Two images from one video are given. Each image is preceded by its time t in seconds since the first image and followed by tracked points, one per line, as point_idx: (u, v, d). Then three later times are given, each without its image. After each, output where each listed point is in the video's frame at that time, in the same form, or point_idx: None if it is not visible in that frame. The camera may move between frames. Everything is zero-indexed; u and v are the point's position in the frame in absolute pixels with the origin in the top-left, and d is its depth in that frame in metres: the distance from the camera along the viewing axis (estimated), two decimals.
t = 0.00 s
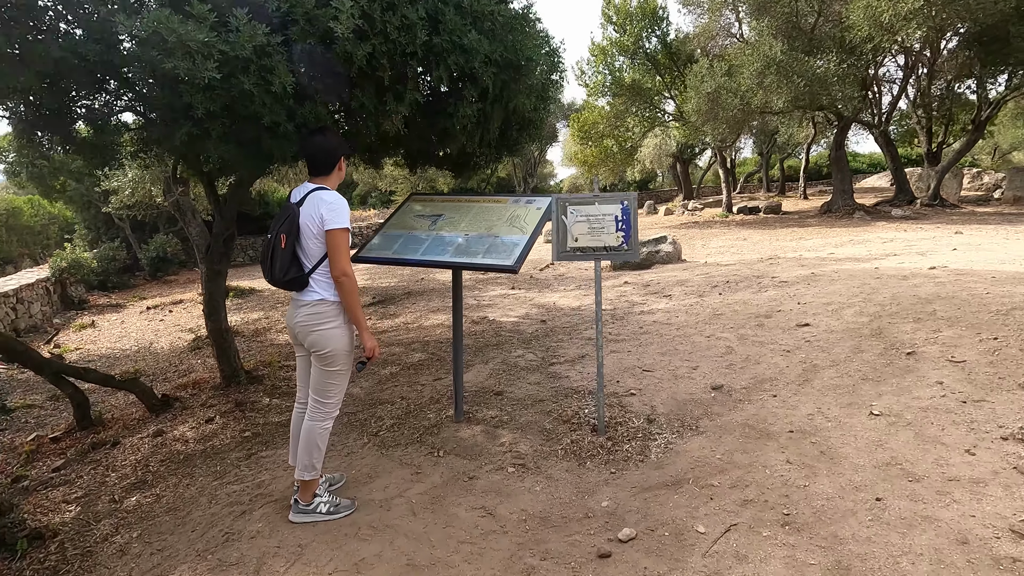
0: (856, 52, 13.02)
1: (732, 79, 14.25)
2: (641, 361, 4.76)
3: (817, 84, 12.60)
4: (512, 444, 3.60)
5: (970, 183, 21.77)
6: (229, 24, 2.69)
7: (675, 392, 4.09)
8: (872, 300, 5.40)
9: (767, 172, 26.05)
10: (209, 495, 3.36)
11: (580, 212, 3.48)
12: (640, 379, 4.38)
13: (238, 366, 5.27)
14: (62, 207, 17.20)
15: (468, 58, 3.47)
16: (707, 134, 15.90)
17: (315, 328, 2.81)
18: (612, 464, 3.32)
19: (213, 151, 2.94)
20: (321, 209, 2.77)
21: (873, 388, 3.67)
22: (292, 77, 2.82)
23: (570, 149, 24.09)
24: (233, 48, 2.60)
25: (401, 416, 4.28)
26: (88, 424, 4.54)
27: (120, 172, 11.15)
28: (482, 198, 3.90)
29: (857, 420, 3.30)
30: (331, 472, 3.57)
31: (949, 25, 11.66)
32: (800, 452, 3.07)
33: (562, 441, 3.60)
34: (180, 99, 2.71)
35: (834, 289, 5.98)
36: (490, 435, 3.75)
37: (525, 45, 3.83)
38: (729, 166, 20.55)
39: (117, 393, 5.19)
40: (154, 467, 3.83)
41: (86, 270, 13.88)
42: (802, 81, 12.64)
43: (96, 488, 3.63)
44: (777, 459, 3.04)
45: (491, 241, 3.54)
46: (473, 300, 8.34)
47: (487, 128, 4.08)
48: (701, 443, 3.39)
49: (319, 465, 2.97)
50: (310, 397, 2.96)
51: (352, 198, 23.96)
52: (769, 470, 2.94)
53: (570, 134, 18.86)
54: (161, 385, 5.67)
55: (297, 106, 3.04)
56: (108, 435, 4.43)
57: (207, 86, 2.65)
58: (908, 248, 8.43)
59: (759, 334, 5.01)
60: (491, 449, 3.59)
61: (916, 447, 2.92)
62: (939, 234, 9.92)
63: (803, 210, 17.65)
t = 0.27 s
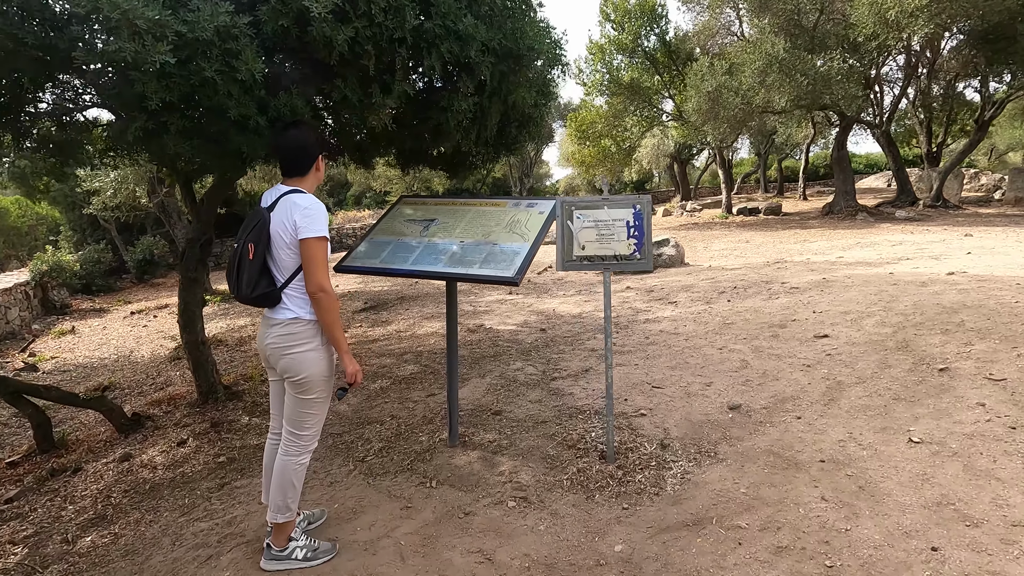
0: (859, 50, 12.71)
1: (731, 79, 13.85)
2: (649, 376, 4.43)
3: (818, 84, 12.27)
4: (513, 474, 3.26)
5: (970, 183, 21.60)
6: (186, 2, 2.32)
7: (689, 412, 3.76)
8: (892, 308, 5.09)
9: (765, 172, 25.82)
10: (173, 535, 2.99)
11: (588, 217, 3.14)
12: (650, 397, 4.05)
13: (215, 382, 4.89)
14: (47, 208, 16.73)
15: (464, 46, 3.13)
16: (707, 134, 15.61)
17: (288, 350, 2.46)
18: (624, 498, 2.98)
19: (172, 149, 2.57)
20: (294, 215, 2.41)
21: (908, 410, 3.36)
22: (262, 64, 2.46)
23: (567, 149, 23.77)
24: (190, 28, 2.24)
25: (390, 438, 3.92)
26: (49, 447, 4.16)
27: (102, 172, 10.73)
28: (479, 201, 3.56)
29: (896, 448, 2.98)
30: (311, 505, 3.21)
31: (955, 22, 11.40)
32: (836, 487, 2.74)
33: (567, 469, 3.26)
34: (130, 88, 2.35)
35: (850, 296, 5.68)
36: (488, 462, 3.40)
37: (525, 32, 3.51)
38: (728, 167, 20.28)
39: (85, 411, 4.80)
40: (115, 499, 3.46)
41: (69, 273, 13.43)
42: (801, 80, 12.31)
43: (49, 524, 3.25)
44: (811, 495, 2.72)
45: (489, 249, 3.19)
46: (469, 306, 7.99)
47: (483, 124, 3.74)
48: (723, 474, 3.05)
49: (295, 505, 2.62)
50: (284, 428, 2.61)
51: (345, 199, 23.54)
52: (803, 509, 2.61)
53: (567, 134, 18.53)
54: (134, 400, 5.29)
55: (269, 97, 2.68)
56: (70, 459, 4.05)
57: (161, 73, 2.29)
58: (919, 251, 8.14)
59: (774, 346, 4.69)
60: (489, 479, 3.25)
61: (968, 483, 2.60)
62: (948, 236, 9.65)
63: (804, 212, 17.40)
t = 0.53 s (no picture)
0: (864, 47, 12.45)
1: (732, 77, 13.56)
2: (664, 389, 4.15)
3: (822, 82, 12.04)
4: (522, 501, 2.97)
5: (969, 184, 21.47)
6: None
7: (711, 430, 3.48)
8: (916, 315, 4.84)
9: (763, 173, 25.64)
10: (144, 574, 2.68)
11: (605, 218, 2.86)
12: (667, 412, 3.77)
13: (199, 395, 4.58)
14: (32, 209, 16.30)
15: (467, 32, 2.86)
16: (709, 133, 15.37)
17: (270, 372, 2.17)
18: (647, 529, 2.69)
19: (140, 144, 2.28)
20: (275, 218, 2.12)
21: (950, 429, 3.09)
22: (240, 46, 2.15)
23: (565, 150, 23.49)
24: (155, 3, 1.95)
25: (387, 458, 3.62)
26: (16, 469, 3.83)
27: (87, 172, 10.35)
28: (483, 202, 3.27)
29: (944, 474, 2.71)
30: (300, 537, 2.91)
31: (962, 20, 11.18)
32: (884, 519, 2.47)
33: (582, 496, 2.97)
34: (88, 74, 2.06)
35: (868, 301, 5.43)
36: (494, 487, 3.11)
37: (532, 19, 3.24)
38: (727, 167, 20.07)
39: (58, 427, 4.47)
40: (84, 530, 3.14)
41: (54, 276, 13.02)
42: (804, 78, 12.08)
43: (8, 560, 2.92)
44: (857, 529, 2.44)
45: (495, 255, 2.90)
46: (469, 311, 7.69)
47: (488, 119, 3.45)
48: (754, 501, 2.78)
49: (280, 544, 2.33)
50: (267, 458, 2.31)
51: (340, 200, 23.17)
52: (850, 546, 2.34)
53: (566, 134, 18.25)
54: (114, 415, 4.96)
55: (251, 86, 2.38)
56: (38, 482, 3.72)
57: (121, 54, 2.00)
58: (931, 253, 7.90)
59: (795, 355, 4.42)
60: (496, 506, 2.96)
61: None
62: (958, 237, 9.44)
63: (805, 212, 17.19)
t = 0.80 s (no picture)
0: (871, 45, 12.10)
1: (740, 76, 13.27)
2: (689, 403, 3.85)
3: (833, 81, 11.75)
4: (543, 532, 2.67)
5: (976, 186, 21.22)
6: None
7: (745, 450, 3.18)
8: (952, 322, 4.55)
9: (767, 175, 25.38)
10: None
11: (635, 218, 2.58)
12: (694, 429, 3.47)
13: (189, 409, 4.28)
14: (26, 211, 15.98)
15: (482, 11, 2.59)
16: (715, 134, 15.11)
17: (261, 396, 1.88)
18: (686, 567, 2.39)
19: (113, 134, 2.00)
20: (265, 218, 1.82)
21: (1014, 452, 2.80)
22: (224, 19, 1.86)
23: (567, 151, 23.22)
24: None
25: (391, 480, 3.32)
26: None
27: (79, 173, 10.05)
28: (497, 201, 2.98)
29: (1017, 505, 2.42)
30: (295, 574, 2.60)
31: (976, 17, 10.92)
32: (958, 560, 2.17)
33: (609, 526, 2.67)
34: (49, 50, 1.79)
35: (897, 307, 5.14)
36: (511, 516, 2.81)
37: None
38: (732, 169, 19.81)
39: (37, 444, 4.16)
40: (57, 564, 2.82)
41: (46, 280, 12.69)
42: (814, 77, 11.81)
43: None
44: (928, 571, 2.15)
45: (513, 259, 2.62)
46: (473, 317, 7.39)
47: (501, 110, 3.18)
48: (804, 535, 2.48)
49: None
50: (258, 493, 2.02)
51: (339, 203, 22.87)
52: None
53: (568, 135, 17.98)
54: (99, 429, 4.65)
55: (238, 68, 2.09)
56: (11, 507, 3.39)
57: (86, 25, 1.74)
58: (953, 256, 7.62)
59: (827, 366, 4.13)
60: (514, 538, 2.66)
61: None
62: (976, 240, 9.16)
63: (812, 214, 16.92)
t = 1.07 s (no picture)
0: (885, 45, 11.97)
1: (747, 76, 12.96)
2: (712, 422, 3.60)
3: (843, 81, 11.46)
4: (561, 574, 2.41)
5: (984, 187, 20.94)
6: None
7: (778, 477, 2.93)
8: (987, 333, 4.29)
9: (772, 177, 25.12)
10: None
11: (663, 226, 2.33)
12: (720, 452, 3.22)
13: (178, 426, 4.02)
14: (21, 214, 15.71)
15: None
16: (722, 135, 14.86)
17: (244, 435, 1.63)
18: None
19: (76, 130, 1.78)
20: (249, 230, 1.58)
21: None
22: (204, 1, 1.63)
23: (570, 153, 22.97)
24: None
25: (393, 509, 3.06)
26: None
27: (72, 175, 9.80)
28: (509, 207, 2.74)
29: None
30: None
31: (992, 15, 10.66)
32: None
33: (634, 567, 2.41)
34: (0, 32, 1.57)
35: (925, 316, 4.89)
36: (524, 553, 2.56)
37: None
38: (737, 171, 19.57)
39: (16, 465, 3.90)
40: None
41: (40, 285, 12.43)
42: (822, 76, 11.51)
43: None
44: None
45: (529, 272, 2.36)
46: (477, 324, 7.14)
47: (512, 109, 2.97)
48: None
49: None
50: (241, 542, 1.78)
51: (339, 205, 22.63)
52: None
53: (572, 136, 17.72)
54: (83, 447, 4.39)
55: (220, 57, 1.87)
56: None
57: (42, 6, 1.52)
58: (974, 261, 7.36)
59: (858, 381, 3.87)
60: None
61: None
62: (994, 243, 8.90)
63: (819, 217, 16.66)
